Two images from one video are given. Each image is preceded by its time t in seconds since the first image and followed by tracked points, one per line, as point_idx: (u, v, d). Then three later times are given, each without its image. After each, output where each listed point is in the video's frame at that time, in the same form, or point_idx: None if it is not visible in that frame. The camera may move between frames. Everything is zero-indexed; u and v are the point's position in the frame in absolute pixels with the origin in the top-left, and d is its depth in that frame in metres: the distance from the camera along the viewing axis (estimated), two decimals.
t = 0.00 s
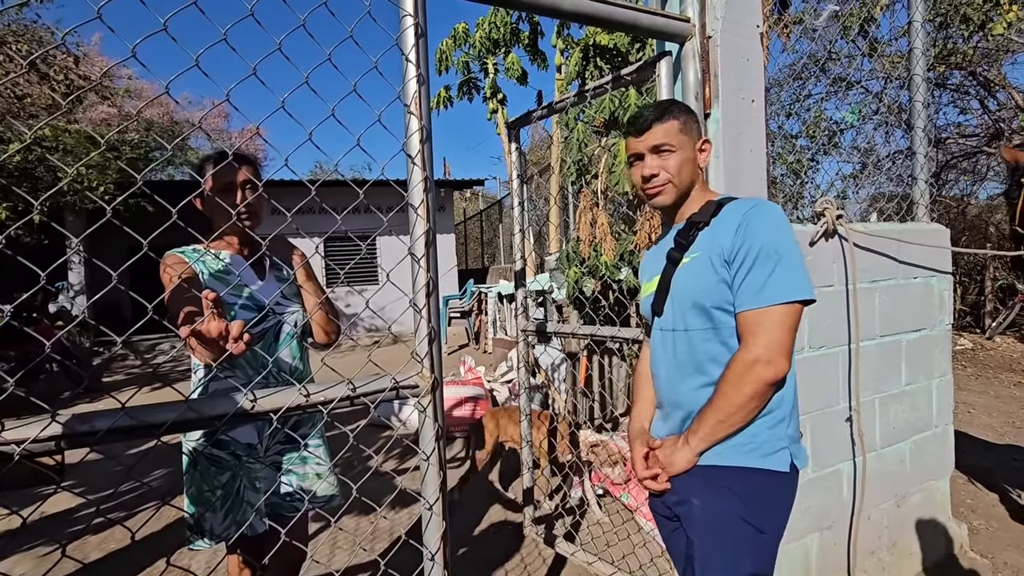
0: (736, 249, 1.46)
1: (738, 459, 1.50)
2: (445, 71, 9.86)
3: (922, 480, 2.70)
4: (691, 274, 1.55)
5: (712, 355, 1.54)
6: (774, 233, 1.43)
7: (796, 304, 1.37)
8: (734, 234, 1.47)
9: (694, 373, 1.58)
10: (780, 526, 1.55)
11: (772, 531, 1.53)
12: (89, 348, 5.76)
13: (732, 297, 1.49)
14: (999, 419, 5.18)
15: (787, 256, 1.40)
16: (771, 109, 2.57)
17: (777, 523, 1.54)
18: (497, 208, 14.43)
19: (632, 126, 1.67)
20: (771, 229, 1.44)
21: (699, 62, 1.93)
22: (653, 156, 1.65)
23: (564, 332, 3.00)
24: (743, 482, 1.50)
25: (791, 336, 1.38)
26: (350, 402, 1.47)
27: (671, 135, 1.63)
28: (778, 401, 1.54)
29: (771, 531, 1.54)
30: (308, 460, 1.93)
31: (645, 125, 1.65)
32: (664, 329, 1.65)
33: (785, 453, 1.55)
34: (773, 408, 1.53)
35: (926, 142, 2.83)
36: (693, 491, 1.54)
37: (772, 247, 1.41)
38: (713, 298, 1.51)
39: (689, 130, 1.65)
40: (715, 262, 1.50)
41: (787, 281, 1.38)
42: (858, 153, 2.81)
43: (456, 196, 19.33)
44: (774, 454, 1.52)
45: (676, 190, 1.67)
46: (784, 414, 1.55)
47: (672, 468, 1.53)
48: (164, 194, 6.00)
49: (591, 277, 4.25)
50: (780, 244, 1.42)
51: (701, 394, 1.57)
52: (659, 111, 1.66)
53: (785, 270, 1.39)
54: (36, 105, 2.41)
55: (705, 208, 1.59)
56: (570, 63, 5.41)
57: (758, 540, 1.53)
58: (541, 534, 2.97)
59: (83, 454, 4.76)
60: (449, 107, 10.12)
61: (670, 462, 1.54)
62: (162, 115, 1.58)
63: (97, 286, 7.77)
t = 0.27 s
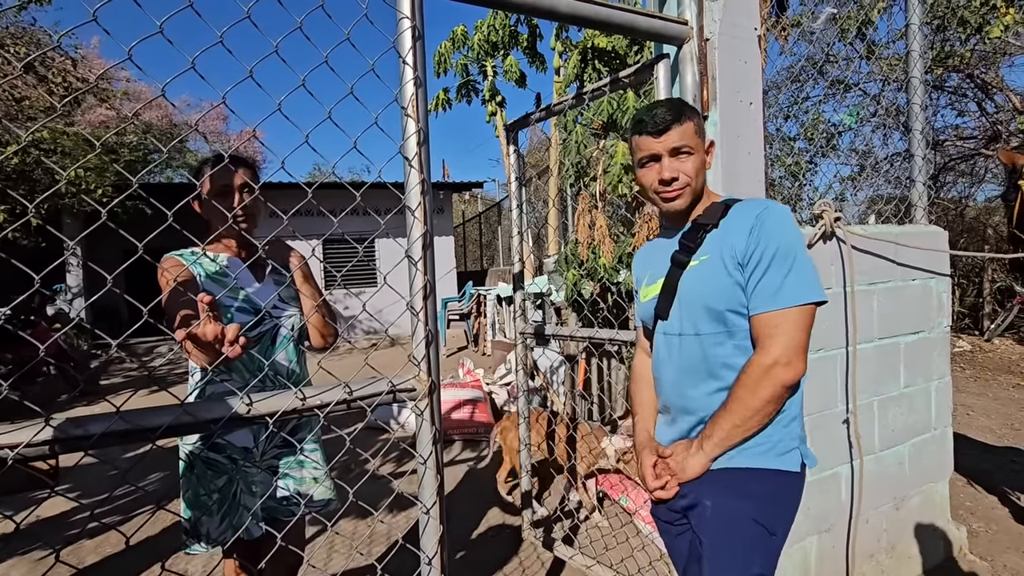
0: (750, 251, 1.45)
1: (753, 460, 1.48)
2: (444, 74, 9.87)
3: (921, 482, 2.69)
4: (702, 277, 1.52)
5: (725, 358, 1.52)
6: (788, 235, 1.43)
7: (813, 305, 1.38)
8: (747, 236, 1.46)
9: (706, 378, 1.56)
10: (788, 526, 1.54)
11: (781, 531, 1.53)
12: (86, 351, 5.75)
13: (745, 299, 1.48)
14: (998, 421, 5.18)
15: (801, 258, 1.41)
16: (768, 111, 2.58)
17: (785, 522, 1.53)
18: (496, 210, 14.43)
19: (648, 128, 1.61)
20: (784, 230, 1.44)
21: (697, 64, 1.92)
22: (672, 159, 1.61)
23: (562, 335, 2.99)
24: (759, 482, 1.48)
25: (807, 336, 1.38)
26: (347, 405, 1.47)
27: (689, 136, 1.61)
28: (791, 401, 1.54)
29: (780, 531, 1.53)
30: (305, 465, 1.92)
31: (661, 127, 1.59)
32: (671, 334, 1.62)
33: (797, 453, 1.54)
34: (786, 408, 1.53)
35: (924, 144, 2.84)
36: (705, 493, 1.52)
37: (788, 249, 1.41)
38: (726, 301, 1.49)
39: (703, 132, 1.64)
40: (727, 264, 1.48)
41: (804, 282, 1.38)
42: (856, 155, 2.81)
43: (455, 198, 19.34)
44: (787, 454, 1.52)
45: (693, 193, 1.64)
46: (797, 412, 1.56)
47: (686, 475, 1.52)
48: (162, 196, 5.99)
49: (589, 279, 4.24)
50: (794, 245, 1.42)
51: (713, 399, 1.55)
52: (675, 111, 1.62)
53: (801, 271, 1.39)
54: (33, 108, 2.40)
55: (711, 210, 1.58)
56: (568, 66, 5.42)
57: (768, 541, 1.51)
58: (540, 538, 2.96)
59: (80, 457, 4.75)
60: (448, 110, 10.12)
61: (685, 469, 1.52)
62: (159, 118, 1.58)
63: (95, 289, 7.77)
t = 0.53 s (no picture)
0: (770, 252, 1.43)
1: (774, 463, 1.47)
2: (444, 76, 9.89)
3: (922, 483, 2.69)
4: (718, 278, 1.49)
5: (741, 361, 1.49)
6: (806, 236, 1.42)
7: (831, 307, 1.39)
8: (766, 237, 1.44)
9: (721, 382, 1.53)
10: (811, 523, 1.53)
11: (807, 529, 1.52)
12: (86, 354, 5.75)
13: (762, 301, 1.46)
14: (998, 422, 5.18)
15: (819, 260, 1.41)
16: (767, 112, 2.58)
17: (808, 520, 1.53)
18: (496, 212, 14.44)
19: (652, 136, 1.53)
20: (802, 231, 1.43)
21: (695, 66, 1.93)
22: (676, 168, 1.54)
23: (561, 336, 2.99)
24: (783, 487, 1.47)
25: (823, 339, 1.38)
26: (345, 407, 1.47)
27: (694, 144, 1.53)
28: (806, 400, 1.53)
29: (805, 529, 1.52)
30: (303, 468, 1.92)
31: (666, 135, 1.51)
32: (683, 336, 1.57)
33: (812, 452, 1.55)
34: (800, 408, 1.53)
35: (922, 145, 2.84)
36: (730, 500, 1.49)
37: (807, 251, 1.41)
38: (744, 303, 1.46)
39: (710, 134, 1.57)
40: (746, 266, 1.45)
41: (824, 284, 1.38)
42: (856, 156, 2.80)
43: (455, 200, 19.35)
44: (804, 454, 1.51)
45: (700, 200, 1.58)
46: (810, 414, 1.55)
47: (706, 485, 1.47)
48: (162, 199, 5.99)
49: (589, 281, 4.25)
50: (811, 247, 1.41)
51: (728, 403, 1.52)
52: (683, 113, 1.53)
53: (820, 273, 1.39)
54: (33, 110, 2.40)
55: (724, 211, 1.54)
56: (567, 68, 5.42)
57: (797, 541, 1.50)
58: (539, 540, 2.96)
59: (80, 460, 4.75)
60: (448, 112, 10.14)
61: (704, 479, 1.48)
62: (157, 120, 1.58)
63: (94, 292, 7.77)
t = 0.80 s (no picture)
0: (791, 260, 1.40)
1: (793, 477, 1.47)
2: (442, 78, 9.90)
3: (920, 485, 2.69)
4: (735, 283, 1.46)
5: (753, 369, 1.47)
6: (828, 244, 1.40)
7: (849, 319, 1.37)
8: (787, 242, 1.41)
9: (733, 389, 1.50)
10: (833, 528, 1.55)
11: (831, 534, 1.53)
12: (84, 357, 5.75)
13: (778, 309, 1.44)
14: (996, 423, 5.18)
15: (839, 270, 1.39)
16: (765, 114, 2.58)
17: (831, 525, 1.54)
18: (495, 214, 14.45)
19: (661, 138, 1.48)
20: (823, 240, 1.41)
21: (692, 69, 1.93)
22: (687, 171, 1.49)
23: (559, 339, 3.00)
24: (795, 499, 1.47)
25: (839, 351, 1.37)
26: (342, 411, 1.47)
27: (706, 147, 1.47)
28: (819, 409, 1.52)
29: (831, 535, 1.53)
30: (301, 472, 1.93)
31: (676, 138, 1.46)
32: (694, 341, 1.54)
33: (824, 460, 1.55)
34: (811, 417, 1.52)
35: (920, 147, 2.84)
36: (755, 518, 1.47)
37: (828, 260, 1.39)
38: (761, 311, 1.43)
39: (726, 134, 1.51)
40: (764, 273, 1.43)
41: (843, 295, 1.37)
42: (853, 158, 2.81)
43: (454, 202, 19.35)
44: (818, 463, 1.51)
45: (712, 203, 1.53)
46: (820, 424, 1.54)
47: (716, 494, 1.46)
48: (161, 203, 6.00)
49: (587, 283, 4.25)
50: (832, 257, 1.39)
51: (739, 412, 1.50)
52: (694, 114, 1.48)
53: (840, 284, 1.37)
54: (31, 115, 2.41)
55: (740, 213, 1.50)
56: (566, 70, 5.43)
57: (825, 548, 1.51)
58: (538, 543, 2.96)
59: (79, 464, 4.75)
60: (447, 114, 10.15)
61: (714, 490, 1.47)
62: (155, 124, 1.59)
63: (93, 296, 7.78)
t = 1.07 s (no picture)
0: (833, 264, 1.32)
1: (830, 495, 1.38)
2: (438, 79, 9.92)
3: (914, 483, 2.71)
4: (772, 287, 1.37)
5: (788, 380, 1.38)
6: (870, 248, 1.33)
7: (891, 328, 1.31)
8: (828, 245, 1.33)
9: (765, 401, 1.41)
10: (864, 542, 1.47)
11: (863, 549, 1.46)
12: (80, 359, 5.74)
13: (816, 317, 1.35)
14: (989, 421, 5.22)
15: (880, 277, 1.32)
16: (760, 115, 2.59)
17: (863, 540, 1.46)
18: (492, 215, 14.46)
19: (684, 137, 1.41)
20: (865, 244, 1.33)
21: (685, 70, 1.96)
22: (713, 171, 1.41)
23: (555, 339, 3.01)
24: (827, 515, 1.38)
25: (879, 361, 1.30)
26: (339, 411, 1.47)
27: (733, 144, 1.39)
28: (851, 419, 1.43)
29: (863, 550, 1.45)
30: (297, 473, 1.93)
31: (700, 136, 1.39)
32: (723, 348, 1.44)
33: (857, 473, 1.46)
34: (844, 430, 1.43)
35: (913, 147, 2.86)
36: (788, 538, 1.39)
37: (870, 265, 1.32)
38: (800, 317, 1.35)
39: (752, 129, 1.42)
40: (804, 277, 1.34)
41: (887, 303, 1.30)
42: (847, 159, 2.85)
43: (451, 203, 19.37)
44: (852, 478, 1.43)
45: (742, 203, 1.45)
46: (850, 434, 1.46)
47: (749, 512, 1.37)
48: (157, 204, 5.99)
49: (583, 283, 4.27)
50: (874, 262, 1.32)
51: (771, 425, 1.41)
52: (718, 109, 1.40)
53: (882, 290, 1.31)
54: (27, 116, 2.41)
55: (774, 212, 1.42)
56: (562, 72, 5.45)
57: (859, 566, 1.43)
58: (535, 542, 2.97)
59: (75, 465, 4.75)
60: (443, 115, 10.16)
61: (748, 508, 1.37)
62: (152, 125, 1.59)
63: (88, 297, 7.77)
